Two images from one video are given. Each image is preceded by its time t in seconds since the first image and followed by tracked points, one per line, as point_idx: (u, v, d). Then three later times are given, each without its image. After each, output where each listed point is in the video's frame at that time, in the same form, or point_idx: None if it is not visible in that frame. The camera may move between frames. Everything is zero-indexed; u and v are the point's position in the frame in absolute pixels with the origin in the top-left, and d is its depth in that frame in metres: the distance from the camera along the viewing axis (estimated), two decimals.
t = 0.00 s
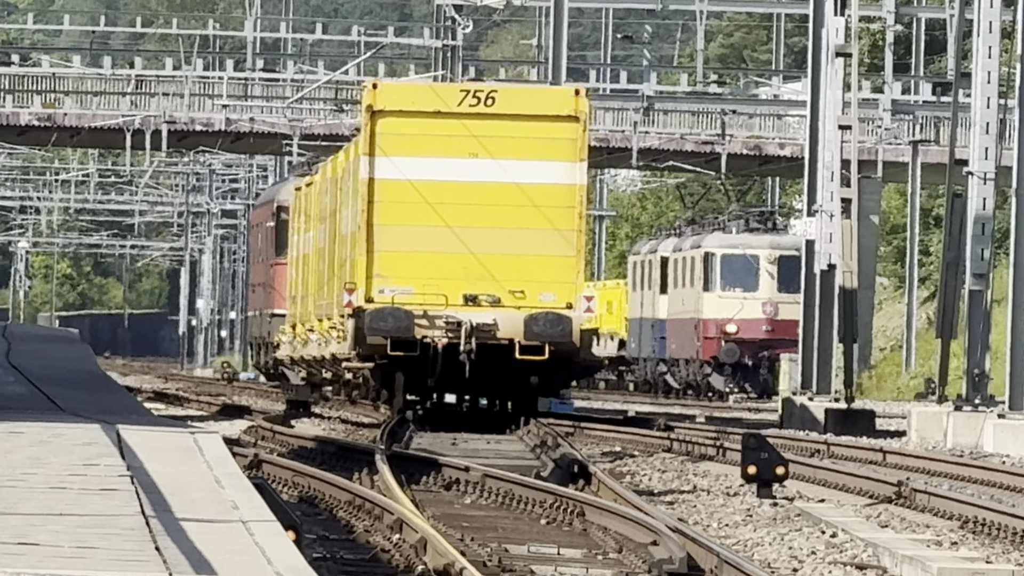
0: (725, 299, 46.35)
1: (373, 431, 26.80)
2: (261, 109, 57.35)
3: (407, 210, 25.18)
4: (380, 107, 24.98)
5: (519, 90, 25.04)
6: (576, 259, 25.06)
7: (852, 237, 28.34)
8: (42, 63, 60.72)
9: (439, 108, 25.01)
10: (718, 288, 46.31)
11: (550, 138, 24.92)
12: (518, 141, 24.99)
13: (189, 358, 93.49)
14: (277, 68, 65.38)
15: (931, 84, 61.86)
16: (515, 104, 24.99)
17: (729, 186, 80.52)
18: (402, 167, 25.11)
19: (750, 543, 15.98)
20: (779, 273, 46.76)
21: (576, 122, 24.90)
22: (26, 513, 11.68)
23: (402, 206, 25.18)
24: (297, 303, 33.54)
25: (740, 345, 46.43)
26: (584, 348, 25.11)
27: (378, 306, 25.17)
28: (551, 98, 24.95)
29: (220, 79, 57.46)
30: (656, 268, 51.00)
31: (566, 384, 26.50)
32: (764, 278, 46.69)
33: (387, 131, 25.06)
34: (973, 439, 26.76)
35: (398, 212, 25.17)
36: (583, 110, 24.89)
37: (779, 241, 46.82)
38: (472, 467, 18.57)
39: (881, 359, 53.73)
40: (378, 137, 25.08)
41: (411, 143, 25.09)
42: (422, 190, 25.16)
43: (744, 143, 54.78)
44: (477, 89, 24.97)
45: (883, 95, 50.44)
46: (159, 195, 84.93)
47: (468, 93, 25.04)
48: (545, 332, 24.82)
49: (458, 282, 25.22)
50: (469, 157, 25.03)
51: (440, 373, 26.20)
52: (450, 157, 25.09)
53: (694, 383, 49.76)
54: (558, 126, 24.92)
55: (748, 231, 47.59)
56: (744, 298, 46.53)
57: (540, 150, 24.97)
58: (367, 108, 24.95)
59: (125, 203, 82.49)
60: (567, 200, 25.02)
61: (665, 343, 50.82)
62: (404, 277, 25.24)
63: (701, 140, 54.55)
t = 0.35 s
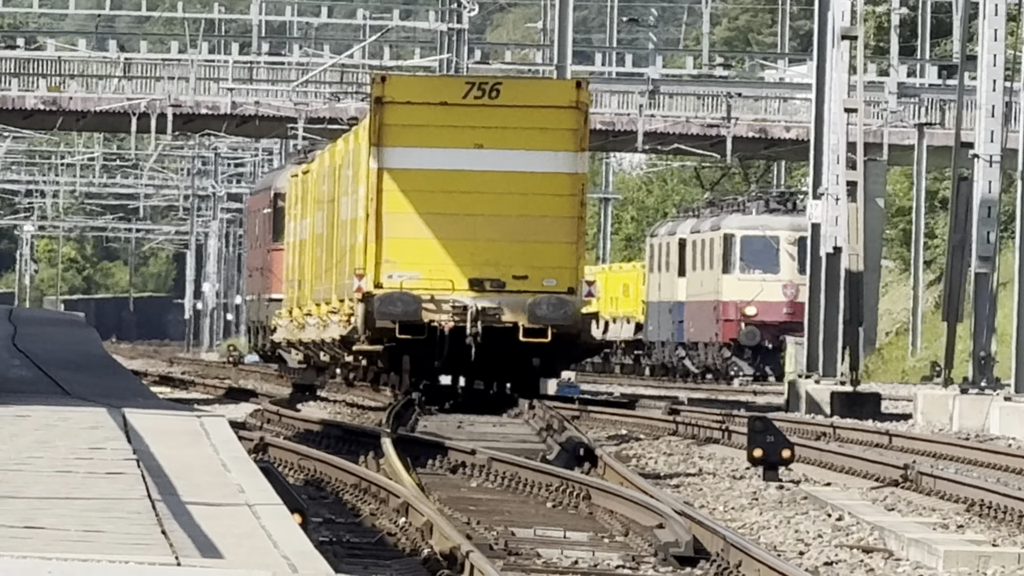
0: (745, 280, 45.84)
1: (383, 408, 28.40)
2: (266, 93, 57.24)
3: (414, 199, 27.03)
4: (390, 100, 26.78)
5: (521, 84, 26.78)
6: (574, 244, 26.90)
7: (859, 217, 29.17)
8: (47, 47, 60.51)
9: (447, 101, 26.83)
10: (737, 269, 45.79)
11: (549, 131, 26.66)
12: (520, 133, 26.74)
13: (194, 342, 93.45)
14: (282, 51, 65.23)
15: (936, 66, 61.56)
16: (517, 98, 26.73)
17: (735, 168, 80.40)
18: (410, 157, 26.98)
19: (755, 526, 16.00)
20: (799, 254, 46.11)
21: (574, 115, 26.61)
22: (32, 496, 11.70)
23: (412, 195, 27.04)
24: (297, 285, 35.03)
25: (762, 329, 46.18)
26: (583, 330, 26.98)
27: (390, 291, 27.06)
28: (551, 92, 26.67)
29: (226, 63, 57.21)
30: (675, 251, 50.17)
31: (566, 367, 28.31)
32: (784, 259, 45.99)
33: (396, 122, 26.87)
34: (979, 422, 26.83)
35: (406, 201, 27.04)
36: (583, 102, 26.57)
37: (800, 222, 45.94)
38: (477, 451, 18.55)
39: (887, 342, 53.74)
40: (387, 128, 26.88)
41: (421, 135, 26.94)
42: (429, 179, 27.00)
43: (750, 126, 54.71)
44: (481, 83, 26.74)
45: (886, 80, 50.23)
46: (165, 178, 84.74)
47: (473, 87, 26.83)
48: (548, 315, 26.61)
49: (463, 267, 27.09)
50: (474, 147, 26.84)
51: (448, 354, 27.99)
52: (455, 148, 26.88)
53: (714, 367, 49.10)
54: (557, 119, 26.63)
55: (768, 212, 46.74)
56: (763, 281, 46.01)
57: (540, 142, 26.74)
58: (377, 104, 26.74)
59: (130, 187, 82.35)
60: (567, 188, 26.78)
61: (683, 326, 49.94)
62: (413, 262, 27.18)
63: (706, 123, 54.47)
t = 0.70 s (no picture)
0: (750, 262, 45.36)
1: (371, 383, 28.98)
2: (257, 74, 57.15)
3: (403, 186, 27.86)
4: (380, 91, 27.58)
5: (508, 75, 27.66)
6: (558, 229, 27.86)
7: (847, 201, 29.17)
8: (37, 29, 60.32)
9: (435, 92, 27.65)
10: (742, 251, 45.27)
11: (534, 122, 27.62)
12: (506, 123, 27.64)
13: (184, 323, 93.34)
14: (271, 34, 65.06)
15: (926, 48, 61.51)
16: (503, 89, 27.62)
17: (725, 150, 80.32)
18: (399, 145, 27.83)
19: (745, 509, 15.98)
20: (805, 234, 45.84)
21: (558, 105, 27.55)
22: (21, 478, 11.69)
23: (402, 182, 27.87)
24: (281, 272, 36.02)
25: (767, 311, 45.58)
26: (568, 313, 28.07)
27: (381, 275, 27.96)
28: (537, 83, 27.58)
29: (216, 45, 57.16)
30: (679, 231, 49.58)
31: (551, 348, 29.23)
32: (789, 241, 45.75)
33: (387, 112, 27.71)
34: (969, 404, 26.81)
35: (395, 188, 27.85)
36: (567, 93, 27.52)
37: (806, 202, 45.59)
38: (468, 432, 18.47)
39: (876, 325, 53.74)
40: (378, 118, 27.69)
41: (411, 124, 27.80)
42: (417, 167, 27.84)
43: (739, 108, 54.64)
44: (469, 74, 27.57)
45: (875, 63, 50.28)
46: (154, 159, 84.74)
47: (461, 78, 27.65)
48: (537, 298, 27.74)
49: (451, 251, 28.02)
50: (461, 137, 27.69)
51: (436, 331, 28.59)
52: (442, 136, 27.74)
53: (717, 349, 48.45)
54: (542, 110, 27.57)
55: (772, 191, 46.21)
56: (769, 262, 45.60)
57: (525, 132, 27.67)
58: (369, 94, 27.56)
59: (120, 169, 82.17)
60: (551, 176, 27.75)
61: (686, 308, 49.25)
62: (402, 247, 28.05)
63: (696, 105, 54.40)
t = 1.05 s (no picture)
0: (723, 247, 43.57)
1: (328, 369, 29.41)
2: (216, 61, 56.99)
3: (359, 178, 27.97)
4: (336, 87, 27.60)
5: (461, 69, 27.66)
6: (510, 217, 28.12)
7: (806, 186, 29.02)
8: None
9: (390, 87, 27.69)
10: (715, 236, 43.59)
11: (487, 115, 27.71)
12: (460, 116, 27.71)
13: (143, 310, 93.16)
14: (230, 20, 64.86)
15: (885, 35, 61.70)
16: (457, 83, 27.64)
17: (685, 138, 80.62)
18: (356, 138, 27.92)
19: (703, 495, 15.99)
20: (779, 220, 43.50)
21: (510, 99, 27.68)
22: None
23: (357, 174, 27.98)
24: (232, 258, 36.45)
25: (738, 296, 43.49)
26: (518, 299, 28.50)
27: (339, 264, 28.18)
28: (489, 77, 27.66)
29: (174, 31, 56.96)
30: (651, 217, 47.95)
31: (501, 333, 29.47)
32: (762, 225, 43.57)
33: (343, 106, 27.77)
34: (926, 391, 26.77)
35: (352, 181, 27.96)
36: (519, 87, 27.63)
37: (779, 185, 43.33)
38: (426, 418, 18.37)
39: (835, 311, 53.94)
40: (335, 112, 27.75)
41: (366, 116, 27.84)
42: (372, 159, 27.94)
43: (698, 95, 54.53)
44: (422, 69, 27.61)
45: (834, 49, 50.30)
46: (113, 144, 84.30)
47: (414, 72, 27.68)
48: (489, 285, 28.10)
49: (405, 241, 28.23)
50: (414, 130, 27.77)
51: (393, 322, 29.02)
52: (397, 129, 27.81)
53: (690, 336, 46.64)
54: (494, 103, 27.68)
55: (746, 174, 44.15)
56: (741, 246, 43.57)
57: (477, 125, 27.76)
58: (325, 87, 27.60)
59: (78, 155, 81.87)
60: (503, 167, 27.92)
61: (658, 294, 47.50)
62: (357, 236, 28.24)
63: (655, 92, 54.38)
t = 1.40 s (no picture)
0: (671, 243, 42.70)
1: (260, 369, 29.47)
2: (149, 58, 56.52)
3: (291, 180, 27.90)
4: (268, 91, 27.61)
5: (389, 76, 27.51)
6: (435, 220, 27.85)
7: (738, 184, 28.73)
8: None
9: (321, 91, 27.63)
10: (662, 232, 42.66)
11: (413, 120, 27.49)
12: (385, 120, 27.53)
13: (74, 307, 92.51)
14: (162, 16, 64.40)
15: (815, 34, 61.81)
16: (385, 88, 27.51)
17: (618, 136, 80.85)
18: (287, 141, 27.85)
19: (634, 493, 15.95)
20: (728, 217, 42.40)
21: (437, 104, 27.43)
22: None
23: (289, 176, 27.91)
24: (156, 257, 36.81)
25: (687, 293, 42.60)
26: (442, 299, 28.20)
27: (268, 263, 28.10)
28: (415, 83, 27.45)
29: (107, 28, 56.48)
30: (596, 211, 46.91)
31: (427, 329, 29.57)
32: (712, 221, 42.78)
33: (275, 110, 27.75)
34: (858, 389, 26.58)
35: (283, 182, 27.89)
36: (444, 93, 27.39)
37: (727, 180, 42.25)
38: (357, 415, 18.25)
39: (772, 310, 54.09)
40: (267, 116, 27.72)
41: (299, 121, 27.76)
42: (304, 161, 27.87)
43: (631, 94, 54.16)
44: (351, 76, 27.52)
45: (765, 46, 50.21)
46: (44, 141, 83.36)
47: (344, 78, 27.60)
48: (413, 285, 27.87)
49: (334, 242, 28.11)
50: (344, 133, 27.68)
51: (320, 320, 29.04)
52: (326, 133, 27.73)
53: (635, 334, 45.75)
54: (421, 108, 27.47)
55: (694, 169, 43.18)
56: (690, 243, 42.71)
57: (402, 129, 27.55)
58: (258, 94, 27.59)
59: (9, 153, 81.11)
60: (429, 171, 27.63)
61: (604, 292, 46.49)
62: (288, 237, 28.15)
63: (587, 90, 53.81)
